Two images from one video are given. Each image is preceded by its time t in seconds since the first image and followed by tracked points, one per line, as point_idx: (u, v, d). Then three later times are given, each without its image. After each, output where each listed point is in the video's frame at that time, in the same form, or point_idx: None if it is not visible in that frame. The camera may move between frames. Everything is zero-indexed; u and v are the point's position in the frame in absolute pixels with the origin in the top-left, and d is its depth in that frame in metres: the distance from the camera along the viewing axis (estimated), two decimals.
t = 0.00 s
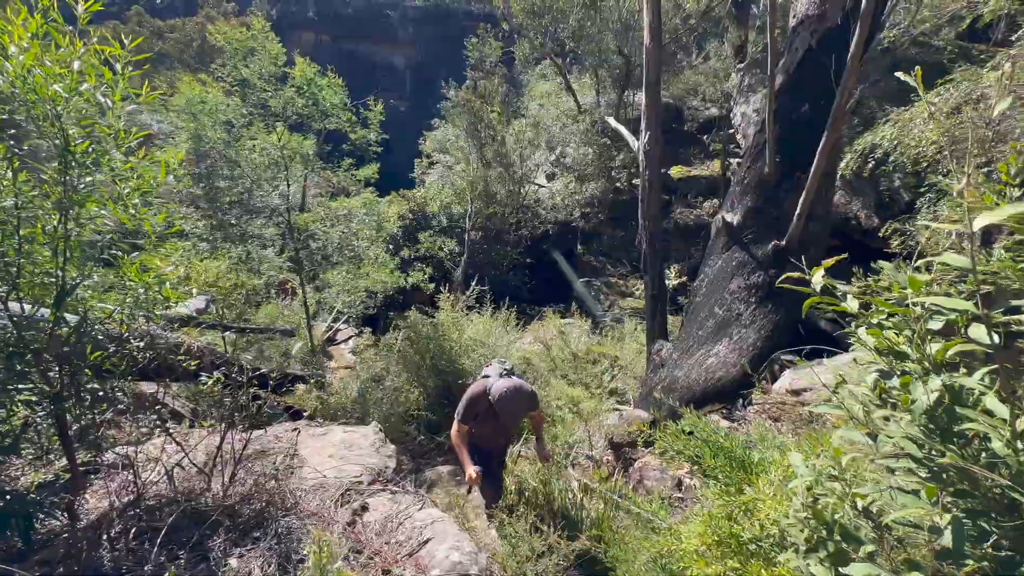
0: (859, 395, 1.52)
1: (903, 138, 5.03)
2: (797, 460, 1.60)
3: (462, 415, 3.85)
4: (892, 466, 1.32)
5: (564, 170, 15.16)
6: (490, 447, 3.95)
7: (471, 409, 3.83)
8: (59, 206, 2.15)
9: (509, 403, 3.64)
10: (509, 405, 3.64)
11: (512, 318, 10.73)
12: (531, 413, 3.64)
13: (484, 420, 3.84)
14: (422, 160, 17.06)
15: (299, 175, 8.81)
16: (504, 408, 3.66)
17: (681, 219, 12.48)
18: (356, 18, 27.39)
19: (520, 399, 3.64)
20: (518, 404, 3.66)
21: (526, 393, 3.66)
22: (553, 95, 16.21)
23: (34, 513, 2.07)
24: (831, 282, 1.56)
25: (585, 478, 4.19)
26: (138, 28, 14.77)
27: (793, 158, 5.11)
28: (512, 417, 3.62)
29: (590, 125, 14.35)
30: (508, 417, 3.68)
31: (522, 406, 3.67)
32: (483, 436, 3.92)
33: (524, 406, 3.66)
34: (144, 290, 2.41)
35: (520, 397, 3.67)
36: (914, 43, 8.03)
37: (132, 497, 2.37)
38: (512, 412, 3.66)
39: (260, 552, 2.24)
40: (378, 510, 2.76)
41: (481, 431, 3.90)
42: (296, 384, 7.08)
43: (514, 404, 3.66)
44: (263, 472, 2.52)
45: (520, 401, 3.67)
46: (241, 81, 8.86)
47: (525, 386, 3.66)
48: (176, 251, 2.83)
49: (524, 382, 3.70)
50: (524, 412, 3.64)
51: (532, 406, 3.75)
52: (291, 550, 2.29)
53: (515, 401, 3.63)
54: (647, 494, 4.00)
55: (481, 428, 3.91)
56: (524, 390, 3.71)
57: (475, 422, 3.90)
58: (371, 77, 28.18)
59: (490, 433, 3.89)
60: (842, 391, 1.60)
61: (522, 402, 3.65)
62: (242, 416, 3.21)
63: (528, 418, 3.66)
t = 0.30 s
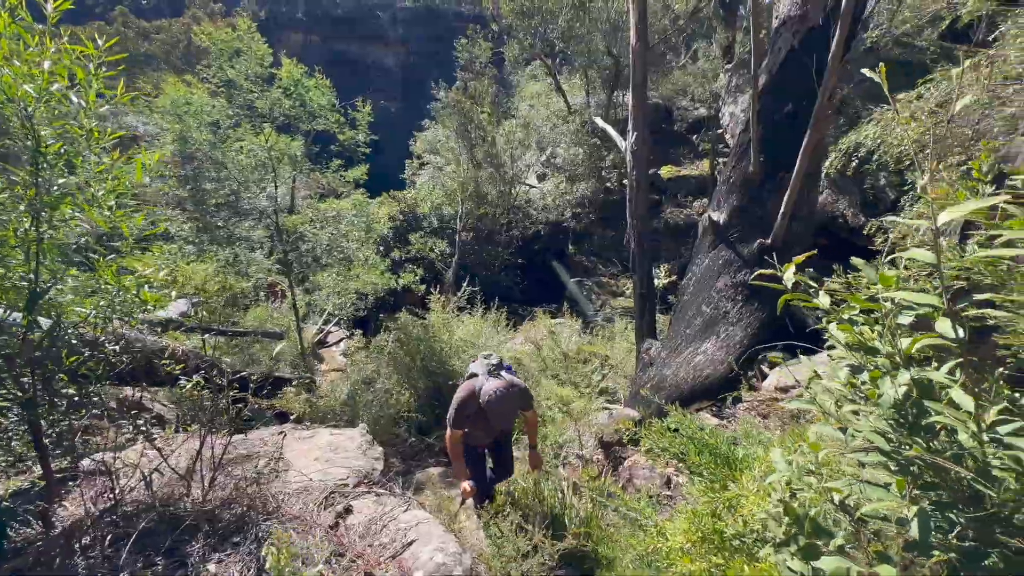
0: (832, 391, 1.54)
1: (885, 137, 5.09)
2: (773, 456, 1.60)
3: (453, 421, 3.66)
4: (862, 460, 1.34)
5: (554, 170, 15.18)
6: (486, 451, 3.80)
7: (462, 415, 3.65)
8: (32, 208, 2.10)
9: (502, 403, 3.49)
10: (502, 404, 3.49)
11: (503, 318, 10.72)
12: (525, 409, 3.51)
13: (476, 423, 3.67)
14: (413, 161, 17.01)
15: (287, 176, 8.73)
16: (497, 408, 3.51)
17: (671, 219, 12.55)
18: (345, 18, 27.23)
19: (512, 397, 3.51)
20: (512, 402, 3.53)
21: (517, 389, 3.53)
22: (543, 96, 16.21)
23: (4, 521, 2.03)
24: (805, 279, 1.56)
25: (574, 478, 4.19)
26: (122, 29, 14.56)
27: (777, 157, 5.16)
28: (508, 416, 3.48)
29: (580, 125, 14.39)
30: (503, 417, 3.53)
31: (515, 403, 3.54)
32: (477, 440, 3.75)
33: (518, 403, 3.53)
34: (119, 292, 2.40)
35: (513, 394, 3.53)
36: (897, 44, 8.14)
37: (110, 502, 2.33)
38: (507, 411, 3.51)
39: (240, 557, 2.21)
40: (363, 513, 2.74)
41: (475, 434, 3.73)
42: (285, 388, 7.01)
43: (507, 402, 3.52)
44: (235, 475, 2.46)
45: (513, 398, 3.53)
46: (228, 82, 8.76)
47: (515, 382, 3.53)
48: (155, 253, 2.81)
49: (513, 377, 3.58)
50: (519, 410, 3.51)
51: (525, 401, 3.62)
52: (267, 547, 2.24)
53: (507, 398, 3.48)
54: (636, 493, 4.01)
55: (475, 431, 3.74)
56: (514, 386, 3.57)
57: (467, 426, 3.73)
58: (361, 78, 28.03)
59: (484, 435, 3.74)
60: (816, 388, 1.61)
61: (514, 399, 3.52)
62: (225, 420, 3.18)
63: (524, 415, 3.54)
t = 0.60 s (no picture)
0: (810, 373, 1.57)
1: (869, 132, 5.15)
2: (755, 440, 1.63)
3: (445, 411, 3.52)
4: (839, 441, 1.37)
5: (545, 167, 15.19)
6: (483, 441, 3.65)
7: (454, 404, 3.49)
8: (7, 201, 2.06)
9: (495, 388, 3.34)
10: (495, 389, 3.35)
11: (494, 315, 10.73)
12: (519, 394, 3.37)
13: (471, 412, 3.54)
14: (403, 158, 16.93)
15: (274, 173, 8.64)
16: (489, 393, 3.38)
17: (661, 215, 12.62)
18: (333, 14, 26.92)
19: (504, 381, 3.36)
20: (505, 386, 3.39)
21: (509, 372, 3.39)
22: (533, 93, 16.18)
23: None
24: (782, 265, 1.59)
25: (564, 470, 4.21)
26: (105, 24, 14.30)
27: (763, 151, 5.21)
28: (503, 401, 3.34)
29: (570, 121, 14.41)
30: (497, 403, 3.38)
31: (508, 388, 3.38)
32: (472, 429, 3.61)
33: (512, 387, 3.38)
34: (99, 287, 2.37)
35: (505, 378, 3.38)
36: (882, 40, 8.23)
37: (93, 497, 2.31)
38: (501, 395, 3.38)
39: (225, 549, 2.20)
40: (351, 506, 2.75)
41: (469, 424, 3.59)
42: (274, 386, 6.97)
43: (500, 387, 3.37)
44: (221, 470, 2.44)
45: (505, 382, 3.38)
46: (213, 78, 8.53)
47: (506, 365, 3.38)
48: (137, 247, 2.78)
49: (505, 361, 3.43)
50: (513, 394, 3.37)
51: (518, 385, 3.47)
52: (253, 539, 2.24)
53: (498, 383, 3.34)
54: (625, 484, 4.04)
55: (469, 420, 3.60)
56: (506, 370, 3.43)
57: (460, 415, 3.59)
58: (350, 75, 27.71)
59: (480, 424, 3.60)
60: (794, 372, 1.63)
61: (508, 382, 3.37)
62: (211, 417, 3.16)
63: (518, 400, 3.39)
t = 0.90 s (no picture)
0: (787, 352, 1.60)
1: (852, 124, 5.22)
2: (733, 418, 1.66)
3: (444, 396, 3.40)
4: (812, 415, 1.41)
5: (535, 161, 15.17)
6: (477, 432, 3.54)
7: (452, 388, 3.41)
8: None
9: (502, 377, 3.27)
10: (500, 378, 3.27)
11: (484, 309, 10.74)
12: (525, 385, 3.30)
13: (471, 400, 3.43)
14: (392, 152, 16.80)
15: (260, 165, 8.50)
16: (493, 383, 3.29)
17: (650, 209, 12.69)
18: (320, 5, 26.49)
19: (511, 370, 3.30)
20: (512, 377, 3.32)
21: (517, 363, 3.33)
22: (523, 86, 16.11)
23: None
24: (759, 248, 1.61)
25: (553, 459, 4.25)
26: (83, 13, 13.93)
27: (748, 143, 5.26)
28: (508, 391, 3.26)
29: (559, 115, 14.39)
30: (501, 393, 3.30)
31: (514, 379, 3.31)
32: (469, 420, 3.49)
33: (519, 378, 3.32)
34: (79, 274, 2.31)
35: (513, 368, 3.31)
36: (866, 35, 8.33)
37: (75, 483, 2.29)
38: (507, 385, 3.30)
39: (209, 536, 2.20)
40: (337, 494, 2.75)
41: (467, 413, 3.47)
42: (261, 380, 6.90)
43: (507, 377, 3.30)
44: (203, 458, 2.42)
45: (512, 373, 3.31)
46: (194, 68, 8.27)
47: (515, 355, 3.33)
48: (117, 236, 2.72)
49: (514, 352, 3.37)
50: (518, 385, 3.30)
51: (524, 377, 3.40)
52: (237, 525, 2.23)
53: (506, 372, 3.27)
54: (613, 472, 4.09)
55: (467, 409, 3.48)
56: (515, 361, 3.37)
57: (458, 404, 3.47)
58: (337, 68, 27.30)
59: (478, 414, 3.48)
60: (772, 353, 1.67)
61: (515, 374, 3.31)
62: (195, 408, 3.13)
63: (523, 391, 3.32)
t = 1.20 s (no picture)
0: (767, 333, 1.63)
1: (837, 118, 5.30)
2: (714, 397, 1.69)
3: (439, 369, 3.40)
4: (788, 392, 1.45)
5: (526, 153, 15.13)
6: (473, 406, 3.55)
7: (448, 361, 3.41)
8: None
9: (501, 351, 3.16)
10: (498, 351, 3.17)
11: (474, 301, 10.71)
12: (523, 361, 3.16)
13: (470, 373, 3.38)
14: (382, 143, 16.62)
15: (247, 154, 8.35)
16: (491, 355, 3.21)
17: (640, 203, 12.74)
18: None
19: (511, 344, 3.18)
20: (512, 351, 3.19)
21: (518, 337, 3.20)
22: (514, 78, 16.01)
23: None
24: (741, 231, 1.64)
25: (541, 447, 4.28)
26: None
27: (735, 135, 5.31)
28: (504, 365, 3.17)
29: (551, 108, 14.35)
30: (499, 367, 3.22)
31: (512, 353, 3.19)
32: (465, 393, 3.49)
33: (520, 351, 3.20)
34: (59, 258, 2.25)
35: (514, 342, 3.19)
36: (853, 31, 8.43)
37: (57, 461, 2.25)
38: (506, 359, 3.19)
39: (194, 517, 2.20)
40: (324, 478, 2.76)
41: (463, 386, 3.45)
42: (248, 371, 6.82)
43: (506, 350, 3.18)
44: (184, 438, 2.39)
45: (512, 346, 3.19)
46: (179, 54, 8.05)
47: (516, 329, 3.20)
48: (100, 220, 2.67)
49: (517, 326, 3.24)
50: (517, 360, 3.18)
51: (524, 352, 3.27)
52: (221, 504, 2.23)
53: (504, 346, 3.16)
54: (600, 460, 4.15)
55: (464, 383, 3.46)
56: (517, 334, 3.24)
57: (455, 377, 3.46)
58: (326, 58, 26.80)
59: (474, 388, 3.46)
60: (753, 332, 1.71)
61: (515, 348, 3.19)
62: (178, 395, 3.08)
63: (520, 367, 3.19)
